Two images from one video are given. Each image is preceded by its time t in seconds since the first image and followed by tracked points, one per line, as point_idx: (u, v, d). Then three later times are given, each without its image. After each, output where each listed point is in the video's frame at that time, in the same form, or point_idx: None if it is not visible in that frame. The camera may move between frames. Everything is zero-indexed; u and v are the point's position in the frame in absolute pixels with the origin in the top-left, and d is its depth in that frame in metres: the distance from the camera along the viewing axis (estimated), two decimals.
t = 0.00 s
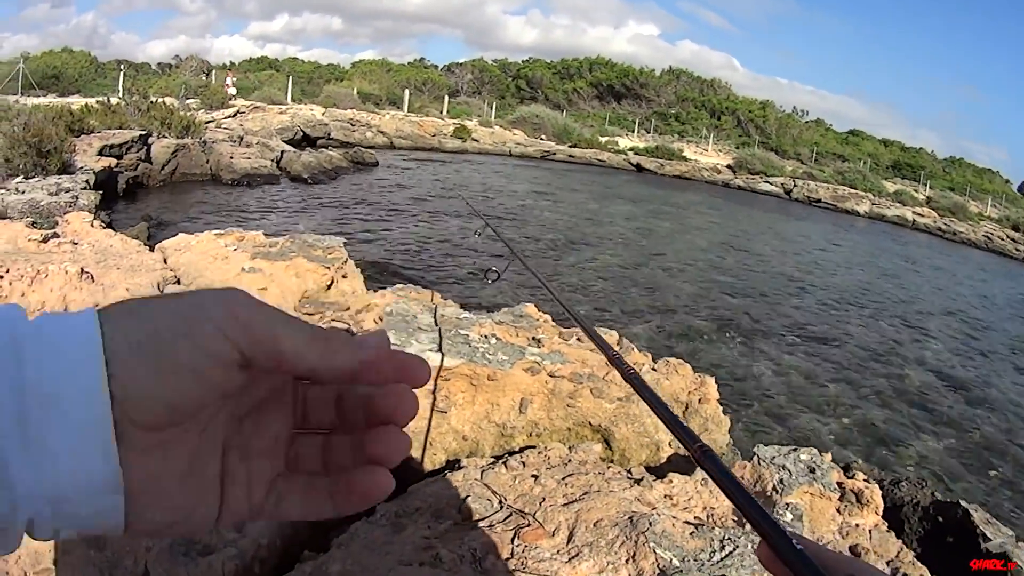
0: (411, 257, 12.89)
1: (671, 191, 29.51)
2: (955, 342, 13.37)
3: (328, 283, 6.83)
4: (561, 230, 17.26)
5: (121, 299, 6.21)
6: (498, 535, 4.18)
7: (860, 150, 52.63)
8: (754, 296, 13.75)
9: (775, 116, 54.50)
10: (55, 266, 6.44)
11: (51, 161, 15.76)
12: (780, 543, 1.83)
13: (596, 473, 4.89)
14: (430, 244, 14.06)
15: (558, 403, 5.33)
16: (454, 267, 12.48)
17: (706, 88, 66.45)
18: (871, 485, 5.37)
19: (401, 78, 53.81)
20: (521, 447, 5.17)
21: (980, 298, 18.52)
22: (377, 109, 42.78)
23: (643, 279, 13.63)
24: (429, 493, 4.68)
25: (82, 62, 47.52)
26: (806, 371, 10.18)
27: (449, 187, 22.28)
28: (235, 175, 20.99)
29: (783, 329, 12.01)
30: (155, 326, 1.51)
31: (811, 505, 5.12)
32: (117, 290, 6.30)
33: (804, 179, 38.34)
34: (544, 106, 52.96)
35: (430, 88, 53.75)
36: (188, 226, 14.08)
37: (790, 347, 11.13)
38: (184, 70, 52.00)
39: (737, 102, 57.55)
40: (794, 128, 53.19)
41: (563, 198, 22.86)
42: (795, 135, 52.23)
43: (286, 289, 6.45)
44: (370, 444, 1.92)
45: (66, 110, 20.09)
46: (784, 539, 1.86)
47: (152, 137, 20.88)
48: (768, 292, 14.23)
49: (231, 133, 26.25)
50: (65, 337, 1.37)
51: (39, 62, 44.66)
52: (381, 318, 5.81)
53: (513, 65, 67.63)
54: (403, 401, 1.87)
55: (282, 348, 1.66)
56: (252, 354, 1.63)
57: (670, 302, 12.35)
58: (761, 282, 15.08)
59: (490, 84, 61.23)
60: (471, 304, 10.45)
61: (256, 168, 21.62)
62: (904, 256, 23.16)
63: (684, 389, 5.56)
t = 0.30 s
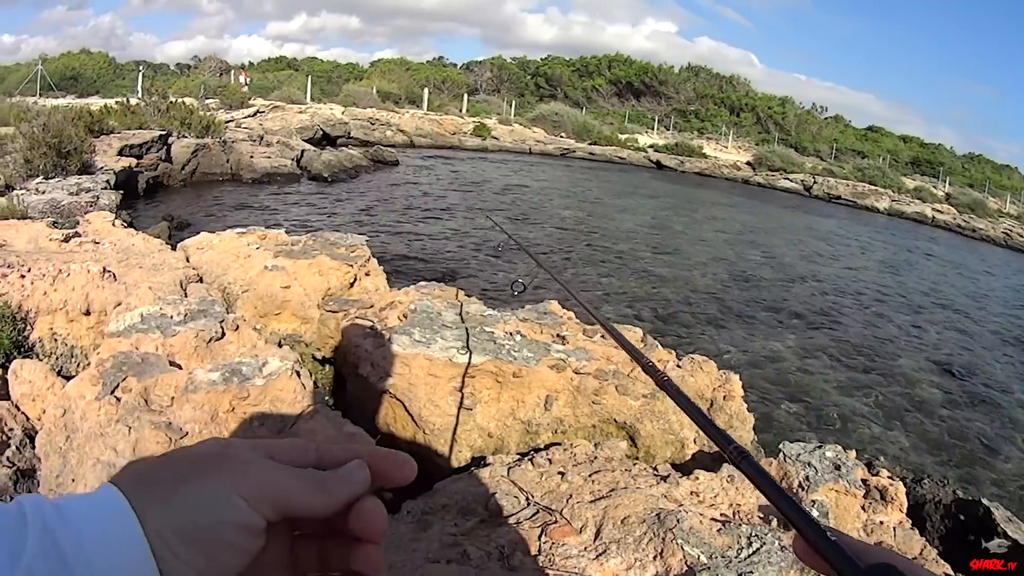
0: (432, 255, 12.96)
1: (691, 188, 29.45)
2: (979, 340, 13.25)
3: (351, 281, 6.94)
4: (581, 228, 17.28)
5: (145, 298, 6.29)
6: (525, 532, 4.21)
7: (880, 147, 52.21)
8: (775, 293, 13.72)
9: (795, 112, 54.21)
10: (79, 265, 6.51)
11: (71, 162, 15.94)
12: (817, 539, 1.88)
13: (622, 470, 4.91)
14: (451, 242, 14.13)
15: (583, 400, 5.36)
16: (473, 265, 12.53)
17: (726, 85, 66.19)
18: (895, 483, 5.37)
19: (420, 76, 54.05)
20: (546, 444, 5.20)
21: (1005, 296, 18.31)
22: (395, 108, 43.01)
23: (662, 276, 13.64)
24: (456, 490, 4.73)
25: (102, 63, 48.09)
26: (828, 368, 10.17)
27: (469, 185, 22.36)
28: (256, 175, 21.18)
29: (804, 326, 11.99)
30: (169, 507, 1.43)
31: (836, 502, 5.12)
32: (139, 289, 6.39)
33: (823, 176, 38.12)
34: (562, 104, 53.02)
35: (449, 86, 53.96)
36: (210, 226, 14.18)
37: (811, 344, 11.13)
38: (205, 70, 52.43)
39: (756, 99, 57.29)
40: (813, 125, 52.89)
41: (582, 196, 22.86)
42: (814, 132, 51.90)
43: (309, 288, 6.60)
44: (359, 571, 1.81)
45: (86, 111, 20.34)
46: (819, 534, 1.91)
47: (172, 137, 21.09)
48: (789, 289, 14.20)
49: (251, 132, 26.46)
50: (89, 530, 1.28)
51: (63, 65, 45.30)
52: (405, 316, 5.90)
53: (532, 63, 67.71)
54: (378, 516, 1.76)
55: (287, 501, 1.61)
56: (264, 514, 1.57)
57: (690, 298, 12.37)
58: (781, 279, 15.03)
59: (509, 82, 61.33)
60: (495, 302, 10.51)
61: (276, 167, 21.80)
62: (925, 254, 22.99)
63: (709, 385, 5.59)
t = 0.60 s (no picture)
0: (448, 251, 12.98)
1: (708, 185, 29.28)
2: (1002, 339, 13.06)
3: (368, 277, 6.93)
4: (598, 225, 17.24)
5: (162, 294, 6.32)
6: (540, 529, 4.19)
7: (899, 144, 51.62)
8: (792, 291, 13.58)
9: (813, 109, 53.73)
10: (96, 262, 6.57)
11: (89, 160, 16.10)
12: (847, 533, 1.89)
13: (638, 468, 4.88)
14: (467, 238, 14.14)
15: (599, 397, 5.34)
16: (489, 261, 12.53)
17: (744, 82, 65.75)
18: (913, 482, 5.30)
19: (437, 73, 54.14)
20: (562, 441, 5.17)
21: None
22: (412, 105, 43.10)
23: (678, 273, 13.57)
24: (470, 486, 4.71)
25: (121, 61, 48.54)
26: (846, 366, 10.08)
27: (485, 182, 22.37)
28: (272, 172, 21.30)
29: (822, 324, 11.88)
30: (195, 528, 1.53)
31: (853, 501, 5.06)
32: (155, 284, 6.42)
33: (841, 174, 37.75)
34: (579, 101, 52.91)
35: (466, 83, 54.00)
36: (227, 223, 14.27)
37: (829, 342, 11.03)
38: (223, 66, 52.74)
39: (774, 95, 56.85)
40: (832, 123, 52.41)
41: (599, 193, 22.77)
42: (832, 129, 51.42)
43: (325, 284, 6.64)
44: None
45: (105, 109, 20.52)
46: (850, 528, 1.91)
47: (189, 135, 21.26)
48: (806, 287, 14.09)
49: (267, 129, 26.60)
50: (108, 543, 1.32)
51: (83, 63, 45.81)
52: (421, 312, 5.92)
53: (549, 60, 67.61)
54: (401, 537, 1.89)
55: (307, 521, 1.74)
56: (286, 533, 1.70)
57: (707, 296, 12.31)
58: (799, 277, 14.88)
59: (527, 79, 61.26)
60: (512, 297, 10.50)
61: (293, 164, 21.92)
62: (946, 252, 22.68)
63: (725, 382, 5.57)
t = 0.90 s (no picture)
0: (460, 248, 13.02)
1: (720, 180, 29.19)
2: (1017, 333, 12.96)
3: (380, 274, 7.01)
4: (609, 220, 17.23)
5: (176, 291, 6.36)
6: (555, 523, 4.20)
7: (911, 137, 51.30)
8: (805, 285, 13.53)
9: (825, 103, 53.44)
10: (110, 261, 6.62)
11: (101, 160, 16.20)
12: (863, 530, 1.90)
13: (653, 461, 4.88)
14: (478, 234, 14.17)
15: (613, 391, 5.35)
16: (500, 257, 12.55)
17: (754, 77, 65.46)
18: (928, 476, 5.28)
19: (447, 70, 54.18)
20: (576, 435, 5.19)
21: None
22: (423, 102, 43.15)
23: (691, 268, 13.55)
24: (485, 481, 4.73)
25: (132, 62, 48.80)
26: (860, 360, 10.05)
27: (496, 178, 22.38)
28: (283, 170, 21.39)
29: (835, 318, 11.85)
30: (208, 519, 1.52)
31: (867, 494, 5.06)
32: (168, 282, 6.46)
33: (853, 168, 37.56)
34: (590, 96, 52.86)
35: (476, 80, 54.02)
36: (240, 221, 14.35)
37: (843, 336, 11.00)
38: (235, 66, 52.95)
39: (785, 89, 56.59)
40: (843, 116, 52.11)
41: (610, 188, 22.73)
42: (844, 123, 51.14)
43: (339, 280, 6.68)
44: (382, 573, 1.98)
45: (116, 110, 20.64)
46: (865, 526, 1.92)
47: (201, 134, 21.38)
48: (820, 281, 14.04)
49: (278, 128, 26.69)
50: (126, 537, 1.32)
51: (95, 64, 46.07)
52: (435, 308, 5.96)
53: (560, 55, 67.48)
54: (407, 524, 1.94)
55: (316, 509, 1.75)
56: (297, 522, 1.70)
57: (719, 290, 12.29)
58: (811, 271, 14.83)
59: (537, 74, 61.19)
60: (526, 292, 10.52)
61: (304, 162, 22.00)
62: (961, 246, 22.54)
63: (739, 375, 5.57)
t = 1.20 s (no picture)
0: (469, 246, 13.05)
1: (728, 178, 29.13)
2: None
3: (389, 272, 7.04)
4: (617, 218, 17.23)
5: (185, 290, 6.37)
6: (564, 522, 4.21)
7: (920, 135, 51.06)
8: (813, 284, 13.50)
9: (833, 101, 53.22)
10: (119, 260, 6.64)
11: (109, 159, 16.25)
12: (876, 526, 1.91)
13: (662, 460, 4.90)
14: (486, 233, 14.18)
15: (622, 390, 5.36)
16: (508, 255, 12.57)
17: (763, 75, 65.26)
18: (936, 475, 5.26)
19: (455, 69, 54.14)
20: (586, 434, 5.19)
21: None
22: (431, 100, 43.13)
23: (700, 266, 13.53)
24: (496, 480, 4.75)
25: (139, 61, 48.94)
26: (868, 358, 10.03)
27: (505, 176, 22.40)
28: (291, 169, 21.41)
29: (845, 316, 11.82)
30: (223, 516, 1.53)
31: (876, 493, 5.05)
32: (178, 281, 6.48)
33: (861, 166, 37.41)
34: (598, 95, 52.79)
35: (484, 78, 53.98)
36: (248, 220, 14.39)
37: (852, 334, 10.98)
38: (243, 65, 52.99)
39: (794, 87, 56.38)
40: (852, 114, 51.88)
41: (617, 186, 22.70)
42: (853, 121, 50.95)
43: (348, 279, 6.71)
44: (396, 570, 1.98)
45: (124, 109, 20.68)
46: (878, 522, 1.93)
47: (209, 133, 21.44)
48: (828, 280, 14.01)
49: (286, 126, 26.72)
50: (143, 534, 1.32)
51: (103, 64, 46.20)
52: (444, 306, 5.98)
53: (567, 53, 67.37)
54: (422, 521, 1.93)
55: (329, 505, 1.75)
56: (311, 518, 1.70)
57: (728, 288, 12.29)
58: (818, 269, 14.79)
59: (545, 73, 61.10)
60: (535, 291, 10.54)
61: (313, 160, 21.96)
62: (971, 245, 22.43)
63: (748, 373, 5.56)
